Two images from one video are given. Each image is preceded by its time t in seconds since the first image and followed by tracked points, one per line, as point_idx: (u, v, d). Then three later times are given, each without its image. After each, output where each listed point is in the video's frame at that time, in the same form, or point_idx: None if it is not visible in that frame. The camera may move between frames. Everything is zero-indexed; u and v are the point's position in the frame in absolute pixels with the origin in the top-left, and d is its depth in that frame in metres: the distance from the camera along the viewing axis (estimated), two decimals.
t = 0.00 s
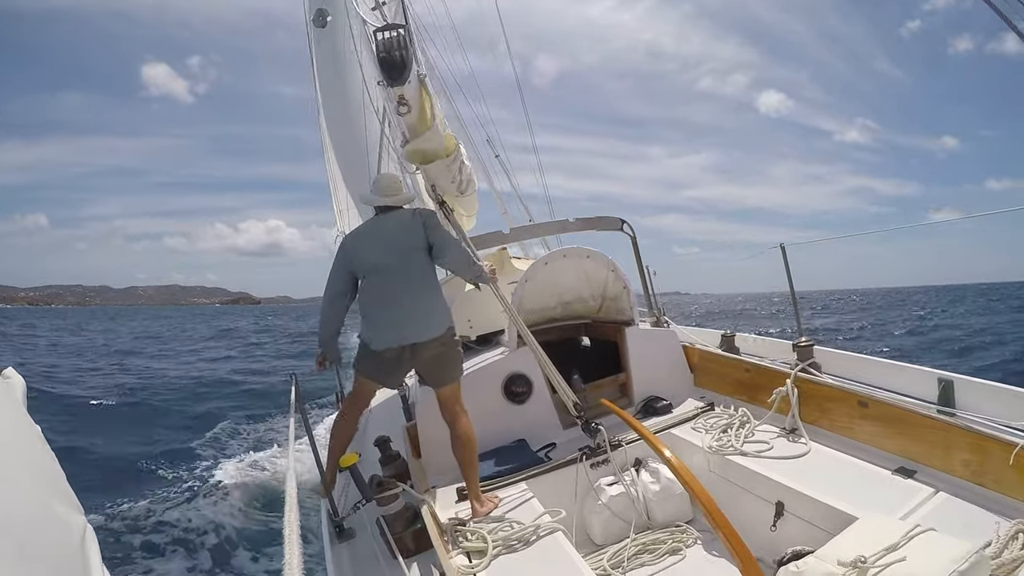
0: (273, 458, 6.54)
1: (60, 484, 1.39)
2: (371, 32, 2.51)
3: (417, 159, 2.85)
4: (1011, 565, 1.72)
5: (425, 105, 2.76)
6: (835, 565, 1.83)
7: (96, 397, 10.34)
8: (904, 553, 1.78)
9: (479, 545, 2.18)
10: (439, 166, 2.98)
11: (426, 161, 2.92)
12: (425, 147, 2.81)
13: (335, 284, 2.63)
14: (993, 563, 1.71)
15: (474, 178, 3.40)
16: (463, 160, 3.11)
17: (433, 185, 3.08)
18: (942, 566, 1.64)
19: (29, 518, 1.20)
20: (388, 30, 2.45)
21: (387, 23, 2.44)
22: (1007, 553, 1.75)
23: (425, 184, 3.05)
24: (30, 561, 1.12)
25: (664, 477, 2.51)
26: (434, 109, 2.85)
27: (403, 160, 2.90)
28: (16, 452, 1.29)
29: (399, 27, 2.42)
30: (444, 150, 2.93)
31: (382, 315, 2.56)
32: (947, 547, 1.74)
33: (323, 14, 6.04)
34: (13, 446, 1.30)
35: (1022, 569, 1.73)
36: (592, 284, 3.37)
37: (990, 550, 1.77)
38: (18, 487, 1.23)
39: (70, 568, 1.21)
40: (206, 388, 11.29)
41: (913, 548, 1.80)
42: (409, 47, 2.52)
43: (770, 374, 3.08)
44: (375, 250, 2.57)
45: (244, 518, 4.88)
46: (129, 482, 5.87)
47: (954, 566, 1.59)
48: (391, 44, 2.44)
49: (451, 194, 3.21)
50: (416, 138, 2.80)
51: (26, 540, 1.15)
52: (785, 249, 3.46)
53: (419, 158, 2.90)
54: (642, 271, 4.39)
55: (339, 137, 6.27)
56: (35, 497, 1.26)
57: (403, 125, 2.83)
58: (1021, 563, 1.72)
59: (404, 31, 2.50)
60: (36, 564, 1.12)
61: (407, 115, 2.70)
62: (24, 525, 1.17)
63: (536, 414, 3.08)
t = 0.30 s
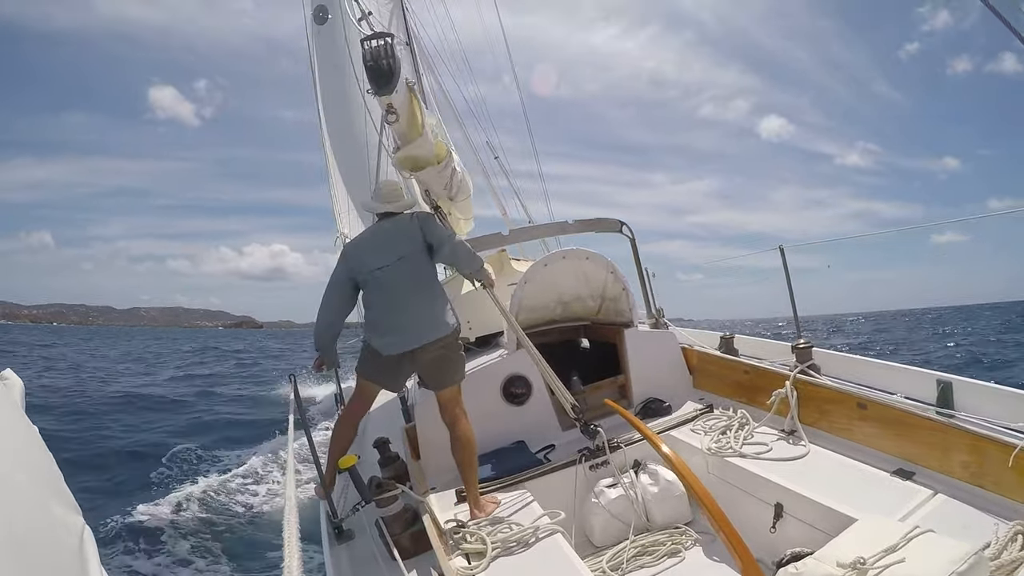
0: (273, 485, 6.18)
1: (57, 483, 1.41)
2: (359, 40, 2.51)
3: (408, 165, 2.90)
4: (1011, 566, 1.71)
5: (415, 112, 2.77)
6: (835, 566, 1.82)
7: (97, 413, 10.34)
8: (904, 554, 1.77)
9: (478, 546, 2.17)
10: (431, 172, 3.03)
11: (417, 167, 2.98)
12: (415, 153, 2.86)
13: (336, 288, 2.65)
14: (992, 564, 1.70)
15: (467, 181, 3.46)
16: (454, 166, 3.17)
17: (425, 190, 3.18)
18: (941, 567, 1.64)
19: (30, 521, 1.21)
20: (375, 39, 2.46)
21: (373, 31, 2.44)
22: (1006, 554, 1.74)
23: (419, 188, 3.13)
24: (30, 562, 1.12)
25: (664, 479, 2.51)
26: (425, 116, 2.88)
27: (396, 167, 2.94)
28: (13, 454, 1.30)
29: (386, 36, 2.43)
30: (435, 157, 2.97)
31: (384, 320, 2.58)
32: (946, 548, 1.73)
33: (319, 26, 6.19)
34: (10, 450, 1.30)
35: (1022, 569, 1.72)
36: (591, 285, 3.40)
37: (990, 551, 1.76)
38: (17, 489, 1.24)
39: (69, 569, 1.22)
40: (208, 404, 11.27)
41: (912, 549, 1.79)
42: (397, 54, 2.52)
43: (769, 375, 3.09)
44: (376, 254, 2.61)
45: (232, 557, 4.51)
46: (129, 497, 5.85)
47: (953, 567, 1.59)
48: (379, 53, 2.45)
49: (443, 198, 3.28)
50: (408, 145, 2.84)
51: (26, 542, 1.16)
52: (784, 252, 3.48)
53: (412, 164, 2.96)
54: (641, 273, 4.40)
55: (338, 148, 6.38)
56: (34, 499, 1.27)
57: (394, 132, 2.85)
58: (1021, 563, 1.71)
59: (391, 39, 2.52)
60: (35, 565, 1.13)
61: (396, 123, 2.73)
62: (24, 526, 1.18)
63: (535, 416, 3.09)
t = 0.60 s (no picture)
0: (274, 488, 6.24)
1: (58, 487, 1.07)
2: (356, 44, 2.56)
3: (405, 168, 2.91)
4: (1011, 567, 1.70)
5: (411, 114, 2.82)
6: (834, 566, 1.81)
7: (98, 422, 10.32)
8: (904, 555, 1.76)
9: (478, 547, 2.17)
10: (428, 175, 3.02)
11: (415, 170, 2.96)
12: (413, 156, 2.87)
13: (337, 291, 2.67)
14: (993, 564, 1.69)
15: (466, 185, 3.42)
16: (452, 168, 3.15)
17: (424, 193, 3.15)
18: (940, 568, 1.63)
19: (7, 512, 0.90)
20: (371, 42, 2.51)
21: (370, 35, 2.49)
22: (1007, 554, 1.73)
23: (418, 193, 3.10)
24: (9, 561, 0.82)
25: (663, 480, 2.51)
26: (421, 119, 2.92)
27: (393, 171, 2.96)
28: None
29: (382, 39, 2.48)
30: (432, 159, 2.97)
31: (384, 320, 2.60)
32: (946, 549, 1.72)
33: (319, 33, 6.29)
34: None
35: None
36: (591, 286, 3.42)
37: (990, 552, 1.75)
38: None
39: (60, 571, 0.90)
40: (209, 414, 11.26)
41: (912, 549, 1.78)
42: (393, 58, 2.57)
43: (769, 376, 3.09)
44: (377, 255, 2.64)
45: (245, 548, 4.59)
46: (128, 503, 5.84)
47: (952, 567, 1.57)
48: (374, 56, 2.50)
49: (442, 200, 3.24)
50: (405, 148, 2.87)
51: None
52: (782, 254, 3.49)
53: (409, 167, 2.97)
54: (640, 275, 4.41)
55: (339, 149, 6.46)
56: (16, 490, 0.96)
57: (391, 135, 2.90)
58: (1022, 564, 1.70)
59: (387, 42, 2.57)
60: None
61: (393, 126, 2.78)
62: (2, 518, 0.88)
63: (535, 418, 3.10)
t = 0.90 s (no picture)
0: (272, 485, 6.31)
1: (61, 487, 1.09)
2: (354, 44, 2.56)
3: (405, 169, 2.91)
4: (1011, 566, 1.69)
5: (411, 115, 2.84)
6: (834, 566, 1.80)
7: (100, 416, 10.38)
8: (904, 555, 1.76)
9: (478, 547, 2.17)
10: (428, 176, 2.99)
11: (414, 171, 2.95)
12: (412, 157, 2.87)
13: (335, 290, 2.63)
14: (993, 564, 1.68)
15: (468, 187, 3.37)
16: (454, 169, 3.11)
17: (425, 195, 3.11)
18: (940, 568, 1.63)
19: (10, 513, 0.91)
20: (370, 43, 2.51)
21: (369, 36, 2.49)
22: (1006, 554, 1.72)
23: (418, 195, 3.06)
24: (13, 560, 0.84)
25: (663, 480, 2.51)
26: (421, 120, 2.94)
27: (392, 171, 2.96)
28: None
29: (380, 40, 2.47)
30: (432, 159, 2.96)
31: (384, 319, 2.59)
32: (947, 549, 1.72)
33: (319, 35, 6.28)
34: None
35: None
36: (591, 286, 3.42)
37: (990, 552, 1.74)
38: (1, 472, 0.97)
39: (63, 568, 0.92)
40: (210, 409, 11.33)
41: (912, 549, 1.78)
42: (392, 59, 2.57)
43: (769, 376, 3.09)
44: (378, 253, 2.63)
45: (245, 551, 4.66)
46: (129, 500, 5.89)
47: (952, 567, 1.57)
48: (374, 57, 2.50)
49: (445, 202, 3.18)
50: (405, 149, 2.87)
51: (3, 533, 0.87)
52: (782, 254, 3.48)
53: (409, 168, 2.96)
54: (640, 275, 4.41)
55: (339, 148, 6.46)
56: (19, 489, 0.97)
57: (391, 136, 2.91)
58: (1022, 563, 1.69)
59: (386, 43, 2.56)
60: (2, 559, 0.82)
61: (392, 126, 2.80)
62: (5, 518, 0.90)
63: (535, 417, 3.10)
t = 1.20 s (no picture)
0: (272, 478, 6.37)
1: (62, 485, 1.09)
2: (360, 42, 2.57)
3: (408, 166, 2.88)
4: (1010, 566, 1.68)
5: (415, 111, 2.81)
6: (835, 566, 1.80)
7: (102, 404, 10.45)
8: (903, 554, 1.76)
9: (478, 547, 2.18)
10: (431, 173, 2.95)
11: (418, 168, 2.92)
12: (416, 154, 2.84)
13: (328, 285, 2.62)
14: (992, 564, 1.66)
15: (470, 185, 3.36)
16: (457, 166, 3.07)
17: (427, 192, 3.07)
18: (940, 567, 1.62)
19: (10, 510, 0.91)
20: (376, 40, 2.52)
21: (375, 33, 2.51)
22: (1006, 553, 1.71)
23: (420, 191, 3.03)
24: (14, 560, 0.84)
25: (663, 480, 2.51)
26: (426, 117, 2.90)
27: (396, 168, 2.94)
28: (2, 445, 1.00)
29: (387, 36, 2.49)
30: (435, 156, 2.93)
31: (378, 317, 2.58)
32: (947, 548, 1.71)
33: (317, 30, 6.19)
34: None
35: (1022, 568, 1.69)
36: (591, 286, 3.41)
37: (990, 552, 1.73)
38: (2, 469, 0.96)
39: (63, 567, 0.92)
40: (212, 398, 11.40)
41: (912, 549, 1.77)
42: (398, 55, 2.58)
43: (769, 377, 3.07)
44: (374, 250, 2.61)
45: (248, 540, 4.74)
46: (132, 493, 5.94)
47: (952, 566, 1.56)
48: (379, 53, 2.50)
49: (444, 199, 3.14)
50: (409, 146, 2.85)
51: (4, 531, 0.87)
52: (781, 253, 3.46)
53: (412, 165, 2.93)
54: (639, 274, 4.39)
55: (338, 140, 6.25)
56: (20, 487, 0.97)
57: (396, 133, 2.89)
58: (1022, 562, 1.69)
59: (392, 39, 2.57)
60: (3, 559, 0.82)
61: (398, 123, 2.77)
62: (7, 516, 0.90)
63: (535, 417, 3.11)
